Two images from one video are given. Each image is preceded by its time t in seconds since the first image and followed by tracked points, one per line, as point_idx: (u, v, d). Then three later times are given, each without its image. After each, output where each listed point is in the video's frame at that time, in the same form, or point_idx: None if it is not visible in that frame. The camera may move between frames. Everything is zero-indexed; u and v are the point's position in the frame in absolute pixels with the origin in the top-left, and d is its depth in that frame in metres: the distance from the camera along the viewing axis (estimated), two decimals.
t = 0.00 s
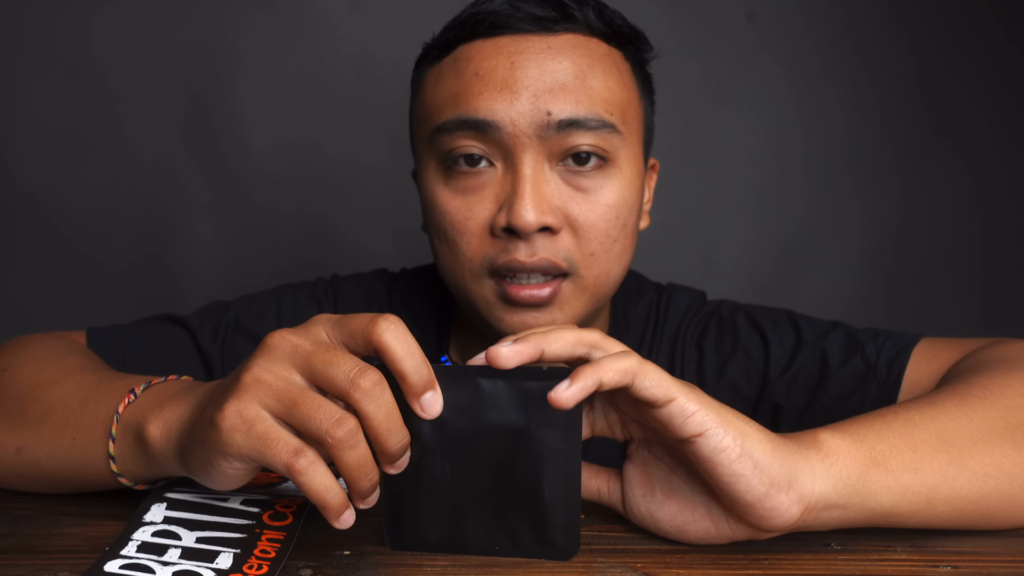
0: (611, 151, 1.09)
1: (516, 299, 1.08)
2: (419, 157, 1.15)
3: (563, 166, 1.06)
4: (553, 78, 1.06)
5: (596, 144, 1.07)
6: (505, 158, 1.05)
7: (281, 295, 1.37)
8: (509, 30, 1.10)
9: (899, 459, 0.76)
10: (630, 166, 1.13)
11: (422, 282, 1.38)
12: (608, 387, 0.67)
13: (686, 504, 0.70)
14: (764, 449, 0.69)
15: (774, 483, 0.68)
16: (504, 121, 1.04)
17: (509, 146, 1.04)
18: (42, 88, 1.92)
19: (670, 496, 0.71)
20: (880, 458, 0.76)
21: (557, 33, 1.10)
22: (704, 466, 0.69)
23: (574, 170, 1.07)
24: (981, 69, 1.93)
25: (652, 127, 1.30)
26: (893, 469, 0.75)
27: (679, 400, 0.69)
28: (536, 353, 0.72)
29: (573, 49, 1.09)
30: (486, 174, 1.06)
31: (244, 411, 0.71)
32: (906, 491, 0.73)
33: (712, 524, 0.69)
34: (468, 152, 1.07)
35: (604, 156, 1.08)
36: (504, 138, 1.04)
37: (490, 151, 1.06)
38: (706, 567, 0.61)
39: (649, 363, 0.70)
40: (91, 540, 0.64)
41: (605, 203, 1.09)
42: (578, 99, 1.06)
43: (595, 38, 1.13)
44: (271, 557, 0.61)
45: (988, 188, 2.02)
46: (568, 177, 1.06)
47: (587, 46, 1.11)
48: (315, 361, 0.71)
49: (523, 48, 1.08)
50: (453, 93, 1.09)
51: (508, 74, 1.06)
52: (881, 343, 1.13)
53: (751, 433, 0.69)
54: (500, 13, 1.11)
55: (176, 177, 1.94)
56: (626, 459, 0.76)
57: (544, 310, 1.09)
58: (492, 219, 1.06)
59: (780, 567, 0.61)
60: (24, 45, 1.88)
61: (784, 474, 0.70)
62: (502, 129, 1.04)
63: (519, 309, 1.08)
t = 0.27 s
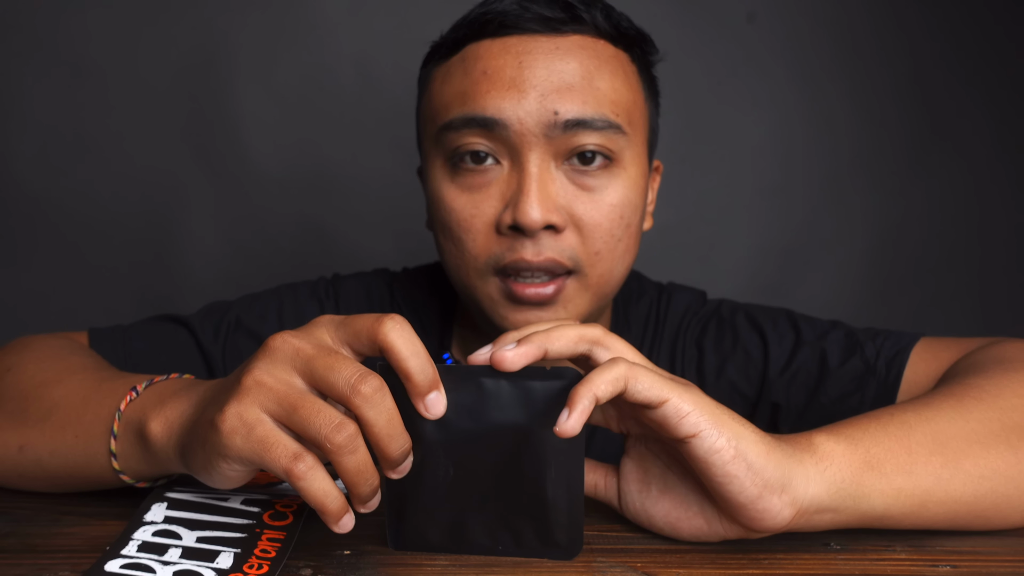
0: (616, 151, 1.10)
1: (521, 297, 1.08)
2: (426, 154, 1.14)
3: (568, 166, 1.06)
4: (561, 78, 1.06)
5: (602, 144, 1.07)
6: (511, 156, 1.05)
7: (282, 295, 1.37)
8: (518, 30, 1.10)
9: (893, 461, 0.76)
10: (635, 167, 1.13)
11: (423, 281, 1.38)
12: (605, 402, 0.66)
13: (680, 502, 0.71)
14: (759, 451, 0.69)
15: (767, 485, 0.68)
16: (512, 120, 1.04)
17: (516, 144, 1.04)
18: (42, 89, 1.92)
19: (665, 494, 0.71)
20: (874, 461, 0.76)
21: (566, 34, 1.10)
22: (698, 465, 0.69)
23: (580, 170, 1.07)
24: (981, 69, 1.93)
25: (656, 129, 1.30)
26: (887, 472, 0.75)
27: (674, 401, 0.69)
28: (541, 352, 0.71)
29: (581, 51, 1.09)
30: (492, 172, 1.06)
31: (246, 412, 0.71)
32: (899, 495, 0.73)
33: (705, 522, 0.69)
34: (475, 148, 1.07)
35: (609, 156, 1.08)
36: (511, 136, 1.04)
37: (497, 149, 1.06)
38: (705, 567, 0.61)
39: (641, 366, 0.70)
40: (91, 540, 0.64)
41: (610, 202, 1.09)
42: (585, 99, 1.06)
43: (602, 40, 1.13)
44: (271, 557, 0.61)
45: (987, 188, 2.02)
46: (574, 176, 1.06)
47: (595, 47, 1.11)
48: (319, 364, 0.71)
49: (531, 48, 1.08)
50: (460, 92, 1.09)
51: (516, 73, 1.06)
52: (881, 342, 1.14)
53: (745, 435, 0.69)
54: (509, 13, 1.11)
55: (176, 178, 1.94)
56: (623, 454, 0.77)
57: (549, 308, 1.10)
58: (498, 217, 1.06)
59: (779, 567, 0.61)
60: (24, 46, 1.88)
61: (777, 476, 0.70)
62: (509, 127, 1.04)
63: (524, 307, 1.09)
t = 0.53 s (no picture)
0: (624, 155, 1.09)
1: (520, 292, 1.08)
2: (435, 148, 1.14)
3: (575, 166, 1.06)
4: (572, 79, 1.07)
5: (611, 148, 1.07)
6: (519, 153, 1.05)
7: (282, 293, 1.37)
8: (533, 29, 1.11)
9: (890, 466, 0.76)
10: (641, 171, 1.12)
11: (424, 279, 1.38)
12: (601, 401, 0.66)
13: (675, 499, 0.71)
14: (754, 454, 0.70)
15: (760, 489, 0.68)
16: (522, 118, 1.04)
17: (525, 142, 1.04)
18: (42, 89, 1.92)
19: (661, 491, 0.71)
20: (871, 465, 0.76)
21: (580, 36, 1.11)
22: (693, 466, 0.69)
23: (587, 171, 1.06)
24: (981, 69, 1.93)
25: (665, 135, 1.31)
26: (883, 477, 0.75)
27: (671, 402, 0.69)
28: (543, 350, 0.71)
29: (594, 53, 1.10)
30: (499, 170, 1.06)
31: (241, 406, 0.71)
32: (895, 499, 0.73)
33: (699, 520, 0.69)
34: (483, 149, 1.05)
35: (617, 160, 1.08)
36: (521, 134, 1.04)
37: (504, 146, 1.05)
38: (705, 567, 0.61)
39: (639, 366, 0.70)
40: (91, 540, 0.64)
41: (614, 204, 1.08)
42: (595, 101, 1.07)
43: (616, 43, 1.14)
44: (271, 557, 0.61)
45: (987, 188, 2.02)
46: (580, 177, 1.06)
47: (608, 51, 1.12)
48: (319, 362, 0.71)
49: (545, 48, 1.09)
50: (472, 88, 1.09)
51: (529, 72, 1.07)
52: (883, 340, 1.14)
53: (741, 439, 0.69)
54: (525, 12, 1.12)
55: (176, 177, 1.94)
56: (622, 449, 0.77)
57: (547, 305, 1.09)
58: (503, 213, 1.05)
59: (780, 567, 0.61)
60: (24, 46, 1.88)
61: (772, 480, 0.70)
62: (519, 124, 1.04)
63: (523, 301, 1.08)
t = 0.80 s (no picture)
0: (633, 163, 1.09)
1: (519, 292, 1.07)
2: (446, 142, 1.14)
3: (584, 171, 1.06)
4: (587, 82, 1.07)
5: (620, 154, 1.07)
6: (529, 153, 1.05)
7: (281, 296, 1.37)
8: (550, 29, 1.11)
9: (890, 467, 0.76)
10: (650, 180, 1.13)
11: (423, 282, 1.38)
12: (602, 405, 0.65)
13: (675, 502, 0.71)
14: (754, 456, 0.69)
15: (760, 491, 0.68)
16: (534, 117, 1.04)
17: (535, 141, 1.04)
18: (41, 88, 1.91)
19: (661, 493, 0.71)
20: (871, 467, 0.76)
21: (597, 40, 1.11)
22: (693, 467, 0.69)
23: (595, 175, 1.06)
24: (981, 69, 1.93)
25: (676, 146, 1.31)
26: (883, 477, 0.75)
27: (671, 404, 0.69)
28: (543, 350, 0.71)
29: (610, 58, 1.10)
30: (508, 168, 1.06)
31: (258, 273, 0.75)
32: (894, 499, 0.73)
33: (698, 522, 0.69)
34: (492, 146, 1.06)
35: (626, 167, 1.08)
36: (532, 134, 1.04)
37: (514, 146, 1.05)
38: (705, 567, 0.61)
39: (638, 367, 0.70)
40: (91, 540, 0.64)
41: (619, 211, 1.09)
42: (608, 106, 1.07)
43: (634, 49, 1.14)
44: (271, 556, 0.61)
45: (988, 189, 2.02)
46: (588, 181, 1.06)
47: (625, 56, 1.12)
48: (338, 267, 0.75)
49: (562, 49, 1.09)
50: (488, 84, 1.09)
51: (544, 72, 1.07)
52: (883, 341, 1.13)
53: (741, 441, 0.69)
54: (545, 12, 1.13)
55: (176, 178, 1.94)
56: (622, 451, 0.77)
57: (546, 308, 1.08)
58: (509, 215, 1.05)
59: (779, 567, 0.61)
60: (24, 45, 1.88)
61: (771, 482, 0.69)
62: (530, 124, 1.04)
63: (522, 302, 1.07)
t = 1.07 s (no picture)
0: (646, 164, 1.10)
1: (530, 292, 1.06)
2: (455, 138, 1.13)
3: (597, 171, 1.06)
4: (602, 79, 1.07)
5: (632, 154, 1.08)
6: (543, 151, 1.05)
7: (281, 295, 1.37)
8: (565, 29, 1.10)
9: (888, 468, 0.76)
10: (659, 181, 1.14)
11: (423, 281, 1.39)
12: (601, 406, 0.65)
13: (673, 504, 0.70)
14: (752, 459, 0.69)
15: (759, 493, 0.68)
16: (551, 112, 1.04)
17: (551, 139, 1.04)
18: (41, 87, 1.91)
19: (659, 495, 0.71)
20: (870, 470, 0.75)
21: (612, 41, 1.10)
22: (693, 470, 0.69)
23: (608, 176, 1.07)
24: (981, 69, 1.93)
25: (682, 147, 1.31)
26: (881, 480, 0.74)
27: (669, 406, 0.69)
28: (542, 350, 0.71)
29: (625, 58, 1.10)
30: (523, 165, 1.06)
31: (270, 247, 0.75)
32: (893, 501, 0.73)
33: (696, 524, 0.69)
34: (506, 139, 1.07)
35: (637, 167, 1.09)
36: (548, 131, 1.04)
37: (530, 142, 1.06)
38: (706, 567, 0.61)
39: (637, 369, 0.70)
40: (91, 540, 0.64)
41: (631, 212, 1.09)
42: (624, 106, 1.07)
43: (647, 52, 1.14)
44: (271, 556, 0.60)
45: (988, 189, 2.02)
46: (601, 181, 1.06)
47: (639, 57, 1.12)
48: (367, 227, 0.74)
49: (578, 48, 1.09)
50: (501, 81, 1.09)
51: (561, 69, 1.07)
52: (881, 340, 1.13)
53: (738, 443, 0.69)
54: (559, 13, 1.12)
55: (176, 177, 1.94)
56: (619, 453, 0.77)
57: (556, 306, 1.07)
58: (522, 213, 1.04)
59: (780, 567, 0.61)
60: (23, 44, 1.88)
61: (770, 484, 0.69)
62: (547, 120, 1.04)
63: (533, 302, 1.06)
